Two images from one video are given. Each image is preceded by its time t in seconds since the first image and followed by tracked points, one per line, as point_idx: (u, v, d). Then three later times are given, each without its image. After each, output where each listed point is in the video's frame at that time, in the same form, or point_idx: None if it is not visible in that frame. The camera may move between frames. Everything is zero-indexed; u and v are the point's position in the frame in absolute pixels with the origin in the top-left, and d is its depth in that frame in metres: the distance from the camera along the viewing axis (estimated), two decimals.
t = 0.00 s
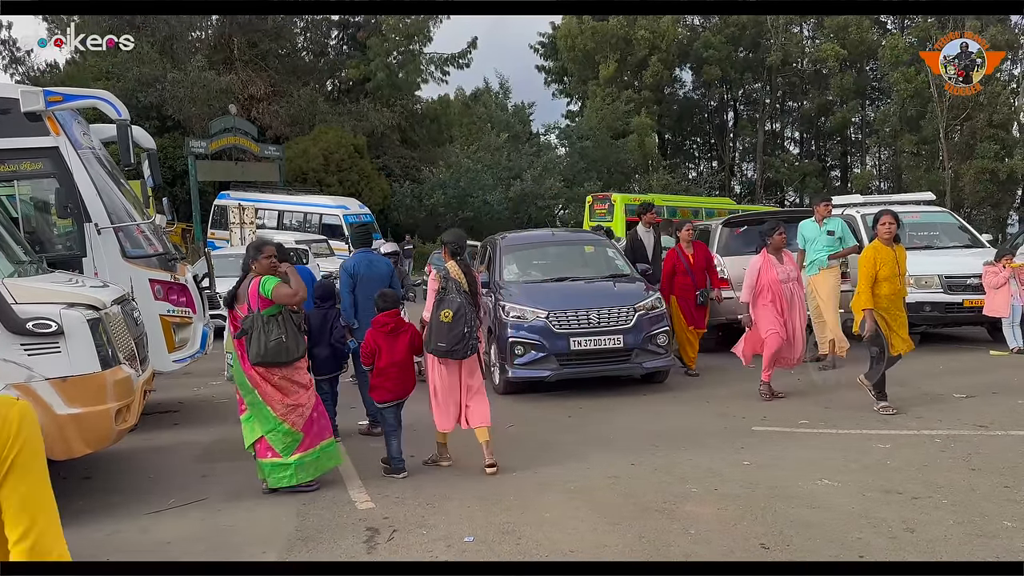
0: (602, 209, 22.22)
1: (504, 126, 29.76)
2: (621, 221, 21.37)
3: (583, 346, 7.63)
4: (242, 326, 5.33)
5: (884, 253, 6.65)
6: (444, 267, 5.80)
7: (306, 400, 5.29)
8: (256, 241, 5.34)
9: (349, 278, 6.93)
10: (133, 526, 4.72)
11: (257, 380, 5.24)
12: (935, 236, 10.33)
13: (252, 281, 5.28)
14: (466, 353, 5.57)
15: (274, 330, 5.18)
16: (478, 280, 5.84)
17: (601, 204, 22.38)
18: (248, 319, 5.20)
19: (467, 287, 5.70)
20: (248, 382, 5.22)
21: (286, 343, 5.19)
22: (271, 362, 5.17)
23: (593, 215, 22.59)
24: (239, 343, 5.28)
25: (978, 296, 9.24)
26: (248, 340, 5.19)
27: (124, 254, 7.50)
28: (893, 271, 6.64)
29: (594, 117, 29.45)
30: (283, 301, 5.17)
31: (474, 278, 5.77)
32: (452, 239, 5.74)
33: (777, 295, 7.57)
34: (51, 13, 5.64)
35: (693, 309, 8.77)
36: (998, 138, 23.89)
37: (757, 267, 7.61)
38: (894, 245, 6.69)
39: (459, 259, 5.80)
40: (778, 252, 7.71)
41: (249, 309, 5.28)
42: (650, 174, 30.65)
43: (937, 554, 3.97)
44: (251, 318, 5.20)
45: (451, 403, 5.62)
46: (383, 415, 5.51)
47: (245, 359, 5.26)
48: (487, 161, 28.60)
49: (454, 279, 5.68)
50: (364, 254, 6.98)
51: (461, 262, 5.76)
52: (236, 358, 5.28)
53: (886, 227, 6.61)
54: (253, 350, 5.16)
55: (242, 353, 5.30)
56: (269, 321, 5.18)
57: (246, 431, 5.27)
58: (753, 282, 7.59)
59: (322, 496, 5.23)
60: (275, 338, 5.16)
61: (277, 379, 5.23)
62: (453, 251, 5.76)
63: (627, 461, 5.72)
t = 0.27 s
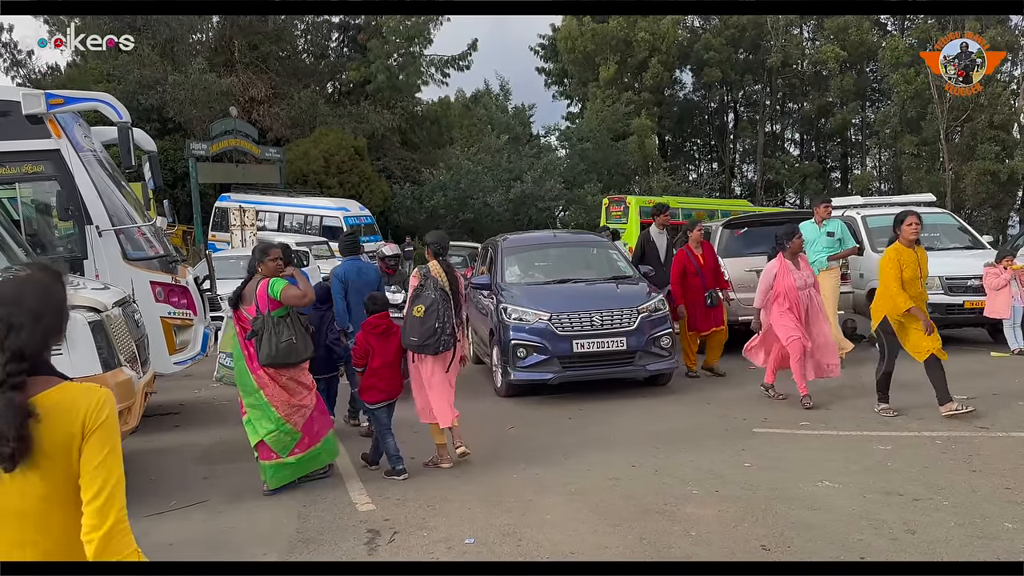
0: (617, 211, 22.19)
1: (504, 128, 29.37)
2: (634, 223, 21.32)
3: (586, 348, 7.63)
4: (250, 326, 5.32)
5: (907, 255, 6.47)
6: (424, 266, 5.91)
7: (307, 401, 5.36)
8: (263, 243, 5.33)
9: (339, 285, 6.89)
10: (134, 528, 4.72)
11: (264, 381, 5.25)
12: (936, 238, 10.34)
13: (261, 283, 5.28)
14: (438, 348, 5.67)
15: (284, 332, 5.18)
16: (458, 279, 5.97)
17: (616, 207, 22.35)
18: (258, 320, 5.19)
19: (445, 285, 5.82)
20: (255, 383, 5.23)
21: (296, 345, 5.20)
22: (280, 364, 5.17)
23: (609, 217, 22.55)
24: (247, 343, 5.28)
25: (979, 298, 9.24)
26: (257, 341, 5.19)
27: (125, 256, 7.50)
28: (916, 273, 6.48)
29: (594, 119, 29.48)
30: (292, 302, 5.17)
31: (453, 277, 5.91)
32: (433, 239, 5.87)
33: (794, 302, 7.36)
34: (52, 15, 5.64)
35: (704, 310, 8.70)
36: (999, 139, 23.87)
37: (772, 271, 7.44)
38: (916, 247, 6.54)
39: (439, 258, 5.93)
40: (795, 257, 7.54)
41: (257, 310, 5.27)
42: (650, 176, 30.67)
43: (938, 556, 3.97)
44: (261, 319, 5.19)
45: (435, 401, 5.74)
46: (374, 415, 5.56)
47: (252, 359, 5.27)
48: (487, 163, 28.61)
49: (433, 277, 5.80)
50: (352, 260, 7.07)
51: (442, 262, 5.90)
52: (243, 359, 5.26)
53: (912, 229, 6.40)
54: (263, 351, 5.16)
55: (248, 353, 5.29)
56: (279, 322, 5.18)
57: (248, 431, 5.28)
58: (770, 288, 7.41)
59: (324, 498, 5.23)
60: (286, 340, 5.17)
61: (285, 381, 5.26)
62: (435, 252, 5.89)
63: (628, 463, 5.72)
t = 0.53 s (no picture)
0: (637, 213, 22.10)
1: (507, 127, 29.45)
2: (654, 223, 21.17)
3: (590, 349, 7.61)
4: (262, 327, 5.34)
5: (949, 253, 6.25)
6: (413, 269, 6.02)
7: (319, 399, 5.44)
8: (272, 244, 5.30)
9: (337, 282, 7.04)
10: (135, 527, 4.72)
11: (277, 381, 5.32)
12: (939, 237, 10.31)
13: (270, 285, 5.26)
14: (430, 347, 5.67)
15: (295, 333, 5.19)
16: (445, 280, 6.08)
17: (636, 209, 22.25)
18: (269, 322, 5.20)
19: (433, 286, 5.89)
20: (268, 383, 5.29)
21: (306, 346, 5.22)
22: (291, 366, 5.21)
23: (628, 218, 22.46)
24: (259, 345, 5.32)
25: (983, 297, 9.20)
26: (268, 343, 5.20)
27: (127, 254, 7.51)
28: (956, 273, 6.25)
29: (597, 119, 29.50)
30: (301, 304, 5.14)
31: (441, 279, 6.03)
32: (422, 243, 5.99)
33: (815, 297, 7.17)
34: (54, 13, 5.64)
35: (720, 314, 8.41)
36: (1003, 139, 23.80)
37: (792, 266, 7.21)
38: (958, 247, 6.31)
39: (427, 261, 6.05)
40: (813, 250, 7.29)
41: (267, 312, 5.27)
42: (653, 175, 30.66)
43: (941, 557, 3.95)
44: (272, 321, 5.19)
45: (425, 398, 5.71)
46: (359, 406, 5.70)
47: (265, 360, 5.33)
48: (490, 162, 28.60)
49: (421, 279, 5.86)
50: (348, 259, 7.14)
51: (430, 264, 6.03)
52: (254, 359, 5.31)
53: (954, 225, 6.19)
54: (274, 353, 5.18)
55: (260, 354, 5.34)
56: (289, 324, 5.16)
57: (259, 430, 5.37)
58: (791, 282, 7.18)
59: (326, 498, 5.22)
60: (297, 341, 5.19)
61: (298, 381, 5.32)
62: (424, 255, 6.02)
63: (631, 462, 5.71)
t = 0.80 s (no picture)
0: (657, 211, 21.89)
1: (511, 127, 29.85)
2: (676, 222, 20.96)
3: (596, 349, 7.60)
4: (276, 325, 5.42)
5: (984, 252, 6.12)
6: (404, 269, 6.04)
7: (331, 391, 5.57)
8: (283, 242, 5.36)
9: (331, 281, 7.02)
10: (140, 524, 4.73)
11: (291, 375, 5.41)
12: (945, 238, 10.27)
13: (282, 282, 5.32)
14: (425, 346, 5.79)
15: (311, 329, 5.28)
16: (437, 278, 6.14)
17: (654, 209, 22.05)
18: (283, 318, 5.26)
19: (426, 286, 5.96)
20: (283, 377, 5.37)
21: (322, 342, 5.32)
22: (307, 360, 5.30)
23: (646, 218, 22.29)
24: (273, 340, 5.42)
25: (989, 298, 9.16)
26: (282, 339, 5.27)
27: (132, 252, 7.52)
28: (989, 272, 6.11)
29: (601, 118, 29.46)
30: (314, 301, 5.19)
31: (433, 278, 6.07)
32: (413, 241, 6.01)
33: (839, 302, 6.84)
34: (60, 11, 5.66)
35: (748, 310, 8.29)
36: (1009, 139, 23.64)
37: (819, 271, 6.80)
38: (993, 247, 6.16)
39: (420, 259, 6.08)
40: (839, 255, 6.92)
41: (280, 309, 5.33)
42: (657, 174, 30.59)
43: (948, 559, 3.93)
44: (286, 318, 5.26)
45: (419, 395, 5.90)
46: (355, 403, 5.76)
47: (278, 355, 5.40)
48: (494, 161, 28.58)
49: (415, 279, 5.93)
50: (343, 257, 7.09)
51: (423, 263, 6.05)
52: (268, 356, 5.38)
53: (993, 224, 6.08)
54: (291, 350, 5.26)
55: (273, 349, 5.43)
56: (304, 320, 5.24)
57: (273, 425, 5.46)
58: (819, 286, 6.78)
59: (331, 497, 5.22)
60: (312, 337, 5.28)
61: (311, 374, 5.43)
62: (416, 254, 6.04)
63: (634, 462, 5.70)
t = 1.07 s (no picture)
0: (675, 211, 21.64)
1: (518, 124, 29.82)
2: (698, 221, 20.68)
3: (605, 348, 7.60)
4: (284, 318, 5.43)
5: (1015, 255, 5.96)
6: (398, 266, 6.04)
7: (336, 385, 5.60)
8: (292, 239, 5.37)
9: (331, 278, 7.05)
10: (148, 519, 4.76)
11: (297, 369, 5.44)
12: (953, 238, 10.23)
13: (291, 278, 5.33)
14: (418, 340, 5.82)
15: (317, 323, 5.30)
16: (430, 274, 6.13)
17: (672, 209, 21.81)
18: (290, 312, 5.29)
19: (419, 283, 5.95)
20: (289, 372, 5.41)
21: (327, 337, 5.34)
22: (314, 354, 5.32)
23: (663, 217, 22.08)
24: (280, 334, 5.45)
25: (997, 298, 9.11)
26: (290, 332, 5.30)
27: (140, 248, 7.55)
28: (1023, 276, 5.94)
29: (608, 116, 29.41)
30: (325, 299, 5.22)
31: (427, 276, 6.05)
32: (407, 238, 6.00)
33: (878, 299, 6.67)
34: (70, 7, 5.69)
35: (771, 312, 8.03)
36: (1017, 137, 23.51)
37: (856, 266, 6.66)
38: None
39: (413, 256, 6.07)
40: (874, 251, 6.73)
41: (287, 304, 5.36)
42: (664, 172, 30.51)
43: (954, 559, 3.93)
44: (293, 312, 5.28)
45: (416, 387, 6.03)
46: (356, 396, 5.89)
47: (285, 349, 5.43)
48: (501, 158, 28.56)
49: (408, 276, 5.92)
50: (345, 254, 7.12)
51: (416, 260, 6.05)
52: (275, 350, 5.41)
53: None
54: (297, 344, 5.28)
55: (281, 343, 5.46)
56: (312, 315, 5.27)
57: (282, 417, 5.53)
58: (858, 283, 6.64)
59: (338, 493, 5.23)
60: (319, 331, 5.29)
61: (316, 368, 5.46)
62: (410, 251, 6.04)
63: (640, 461, 5.70)
